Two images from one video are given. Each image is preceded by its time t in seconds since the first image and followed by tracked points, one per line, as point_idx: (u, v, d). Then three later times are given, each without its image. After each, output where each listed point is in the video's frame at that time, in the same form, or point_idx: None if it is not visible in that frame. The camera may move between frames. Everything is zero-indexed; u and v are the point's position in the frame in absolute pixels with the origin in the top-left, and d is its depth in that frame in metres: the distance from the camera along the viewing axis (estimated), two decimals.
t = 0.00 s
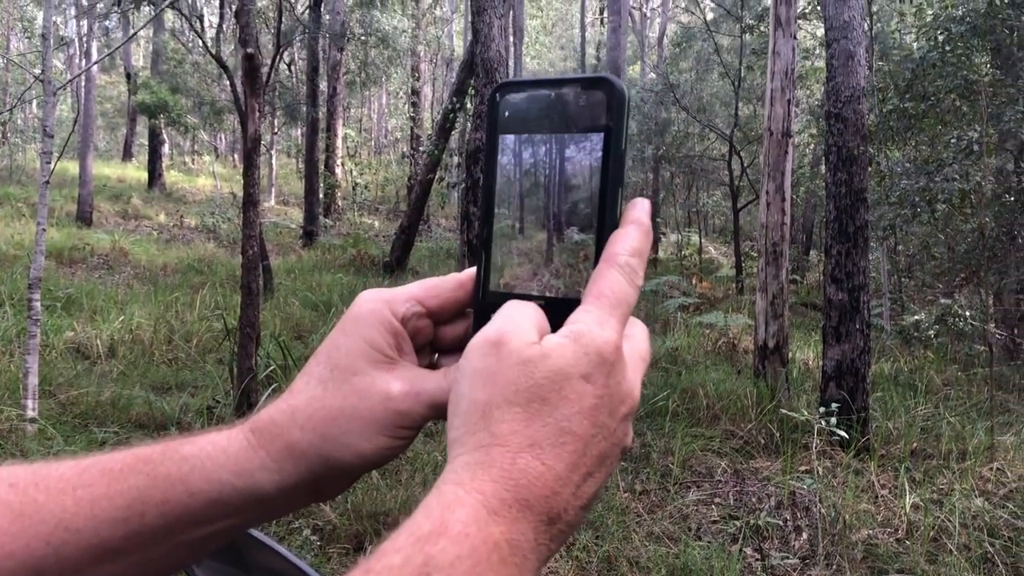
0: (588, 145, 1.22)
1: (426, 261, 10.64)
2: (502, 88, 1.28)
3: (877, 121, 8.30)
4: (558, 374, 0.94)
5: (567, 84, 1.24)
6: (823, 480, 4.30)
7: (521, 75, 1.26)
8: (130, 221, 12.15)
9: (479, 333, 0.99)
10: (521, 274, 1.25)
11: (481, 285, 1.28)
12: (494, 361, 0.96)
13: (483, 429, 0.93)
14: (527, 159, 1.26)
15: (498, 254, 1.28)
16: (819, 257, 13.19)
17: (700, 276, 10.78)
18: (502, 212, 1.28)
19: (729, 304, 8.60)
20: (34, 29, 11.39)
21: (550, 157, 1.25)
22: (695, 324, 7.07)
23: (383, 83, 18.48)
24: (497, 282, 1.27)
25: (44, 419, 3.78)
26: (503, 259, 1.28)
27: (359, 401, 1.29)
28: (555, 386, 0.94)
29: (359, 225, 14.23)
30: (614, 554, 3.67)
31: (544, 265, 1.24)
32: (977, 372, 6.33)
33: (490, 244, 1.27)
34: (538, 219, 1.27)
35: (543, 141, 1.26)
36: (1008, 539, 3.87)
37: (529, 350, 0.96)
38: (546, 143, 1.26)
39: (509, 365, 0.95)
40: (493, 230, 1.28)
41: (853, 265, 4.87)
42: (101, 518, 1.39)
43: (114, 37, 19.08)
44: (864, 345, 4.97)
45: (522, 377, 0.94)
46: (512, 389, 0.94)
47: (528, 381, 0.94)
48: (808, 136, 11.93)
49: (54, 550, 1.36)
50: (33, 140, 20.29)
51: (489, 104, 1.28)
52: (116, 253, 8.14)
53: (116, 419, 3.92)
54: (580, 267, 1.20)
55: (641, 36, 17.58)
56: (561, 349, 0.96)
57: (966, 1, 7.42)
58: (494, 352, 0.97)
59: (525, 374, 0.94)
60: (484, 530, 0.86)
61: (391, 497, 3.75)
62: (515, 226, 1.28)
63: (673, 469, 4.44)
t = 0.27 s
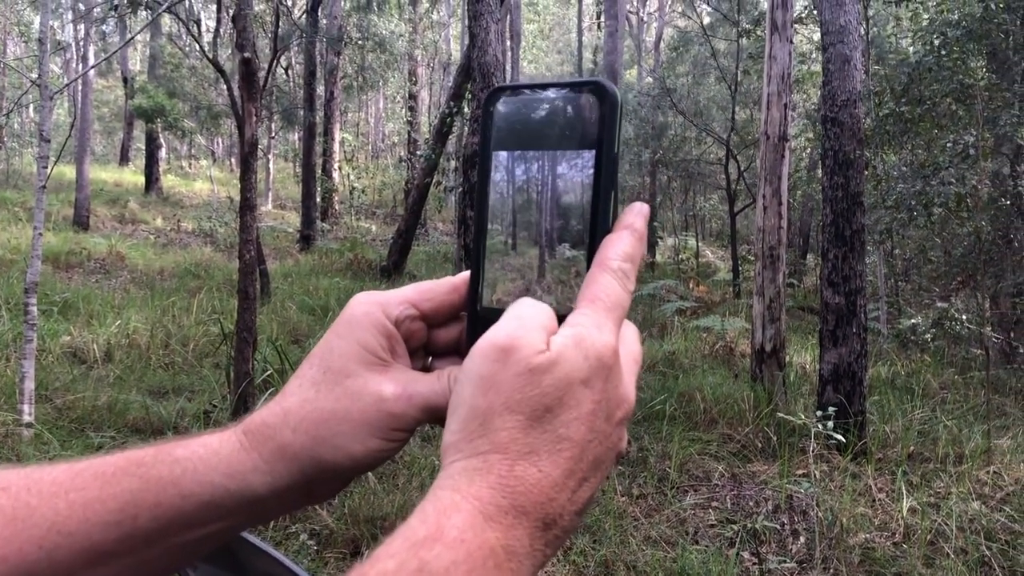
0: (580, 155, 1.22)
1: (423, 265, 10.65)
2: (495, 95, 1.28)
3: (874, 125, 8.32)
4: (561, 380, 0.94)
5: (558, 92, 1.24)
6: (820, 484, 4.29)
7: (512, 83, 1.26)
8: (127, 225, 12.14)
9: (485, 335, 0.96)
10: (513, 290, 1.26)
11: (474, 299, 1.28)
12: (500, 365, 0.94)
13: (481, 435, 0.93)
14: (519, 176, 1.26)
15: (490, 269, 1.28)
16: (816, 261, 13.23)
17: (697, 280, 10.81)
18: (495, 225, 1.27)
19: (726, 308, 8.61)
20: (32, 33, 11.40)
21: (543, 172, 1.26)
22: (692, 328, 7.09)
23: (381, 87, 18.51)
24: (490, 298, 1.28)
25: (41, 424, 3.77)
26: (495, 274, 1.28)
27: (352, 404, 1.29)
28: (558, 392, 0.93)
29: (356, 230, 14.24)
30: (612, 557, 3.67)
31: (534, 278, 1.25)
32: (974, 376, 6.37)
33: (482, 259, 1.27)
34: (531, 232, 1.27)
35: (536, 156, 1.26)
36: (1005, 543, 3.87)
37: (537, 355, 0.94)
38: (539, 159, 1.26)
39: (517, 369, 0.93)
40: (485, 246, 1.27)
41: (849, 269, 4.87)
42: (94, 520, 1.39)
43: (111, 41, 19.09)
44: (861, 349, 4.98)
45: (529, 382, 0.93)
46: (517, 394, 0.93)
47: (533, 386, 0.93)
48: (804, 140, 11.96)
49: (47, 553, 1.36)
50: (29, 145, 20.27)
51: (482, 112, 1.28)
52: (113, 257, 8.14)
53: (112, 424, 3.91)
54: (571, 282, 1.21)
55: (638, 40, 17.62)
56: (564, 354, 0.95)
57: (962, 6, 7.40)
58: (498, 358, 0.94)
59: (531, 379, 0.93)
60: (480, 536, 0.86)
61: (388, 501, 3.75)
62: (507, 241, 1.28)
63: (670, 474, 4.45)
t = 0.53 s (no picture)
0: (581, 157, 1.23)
1: (422, 267, 10.65)
2: (498, 100, 1.31)
3: (872, 127, 8.34)
4: (567, 387, 0.94)
5: (559, 95, 1.25)
6: (819, 486, 4.29)
7: (514, 86, 1.29)
8: (126, 228, 12.15)
9: (490, 341, 0.95)
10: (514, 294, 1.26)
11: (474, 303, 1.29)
12: (506, 372, 0.93)
13: (487, 441, 0.93)
14: (521, 179, 1.29)
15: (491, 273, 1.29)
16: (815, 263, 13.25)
17: (696, 282, 10.83)
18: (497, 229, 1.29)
19: (725, 310, 8.62)
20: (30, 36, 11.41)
21: (545, 175, 1.27)
22: (692, 330, 7.10)
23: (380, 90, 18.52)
24: (491, 302, 1.28)
25: (40, 427, 3.77)
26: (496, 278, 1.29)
27: (353, 407, 1.29)
28: (564, 398, 0.94)
29: (355, 232, 14.25)
30: (611, 559, 3.66)
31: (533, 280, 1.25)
32: (973, 377, 6.38)
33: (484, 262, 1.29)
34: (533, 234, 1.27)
35: (538, 159, 1.28)
36: (1004, 544, 3.87)
37: (543, 363, 0.93)
38: (540, 162, 1.27)
39: (523, 378, 0.92)
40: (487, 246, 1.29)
41: (848, 271, 4.88)
42: (94, 524, 1.39)
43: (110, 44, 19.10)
44: (860, 351, 4.98)
45: (535, 389, 0.92)
46: (524, 401, 0.92)
47: (539, 393, 0.92)
48: (803, 142, 11.97)
49: (47, 556, 1.36)
50: (28, 148, 20.27)
51: (484, 116, 1.31)
52: (112, 260, 8.15)
53: (112, 426, 3.91)
54: (572, 284, 1.19)
55: (637, 43, 17.64)
56: (571, 360, 0.95)
57: (959, 9, 7.50)
58: (505, 362, 0.94)
59: (538, 387, 0.92)
60: (485, 541, 0.86)
61: (388, 503, 3.75)
62: (509, 245, 1.29)
63: (669, 475, 4.45)
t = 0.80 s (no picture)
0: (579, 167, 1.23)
1: (423, 267, 10.65)
2: (498, 110, 1.32)
3: (872, 127, 8.33)
4: (571, 392, 0.95)
5: (559, 108, 1.26)
6: (819, 486, 4.29)
7: (516, 98, 1.30)
8: (126, 228, 12.15)
9: (493, 352, 0.99)
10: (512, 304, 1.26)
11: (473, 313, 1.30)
12: (509, 380, 0.95)
13: (495, 447, 0.93)
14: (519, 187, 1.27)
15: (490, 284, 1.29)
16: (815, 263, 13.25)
17: (696, 282, 10.83)
18: (494, 237, 1.28)
19: (725, 310, 8.62)
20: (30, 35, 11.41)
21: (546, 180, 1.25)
22: (692, 330, 7.10)
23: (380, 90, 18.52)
24: (487, 310, 1.29)
25: (40, 427, 3.76)
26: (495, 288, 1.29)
27: (347, 411, 1.28)
28: (570, 403, 0.94)
29: (355, 232, 14.25)
30: (612, 560, 3.65)
31: (531, 288, 1.25)
32: (974, 377, 6.38)
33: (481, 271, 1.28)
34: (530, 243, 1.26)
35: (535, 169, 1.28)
36: (1005, 544, 3.86)
37: (545, 368, 0.95)
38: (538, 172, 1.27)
39: (527, 383, 0.94)
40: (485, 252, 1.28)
41: (848, 271, 4.87)
42: (89, 529, 1.39)
43: (110, 44, 19.10)
44: (860, 350, 4.97)
45: (540, 394, 0.94)
46: (529, 406, 0.93)
47: (544, 397, 0.94)
48: (804, 142, 11.97)
49: (44, 562, 1.36)
50: (28, 148, 20.27)
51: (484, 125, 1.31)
52: (112, 260, 8.15)
53: (112, 426, 3.91)
54: (567, 295, 1.22)
55: (636, 43, 17.64)
56: (574, 367, 0.96)
57: (960, 8, 7.50)
58: (508, 370, 0.96)
59: (541, 392, 0.94)
60: (499, 549, 0.85)
61: (388, 503, 3.74)
62: (507, 254, 1.28)
63: (670, 475, 4.44)
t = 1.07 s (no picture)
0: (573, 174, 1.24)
1: (424, 266, 10.65)
2: (497, 119, 1.34)
3: (873, 125, 8.32)
4: (563, 395, 0.96)
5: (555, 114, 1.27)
6: (820, 484, 4.29)
7: (515, 107, 1.32)
8: (127, 226, 12.15)
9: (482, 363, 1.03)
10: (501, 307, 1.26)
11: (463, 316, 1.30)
12: (498, 388, 0.98)
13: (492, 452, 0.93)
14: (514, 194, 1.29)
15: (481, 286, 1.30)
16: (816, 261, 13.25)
17: (697, 280, 10.84)
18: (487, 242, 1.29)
19: (726, 308, 8.62)
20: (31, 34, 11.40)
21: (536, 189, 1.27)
22: (693, 328, 7.11)
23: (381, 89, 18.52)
24: (479, 315, 1.28)
25: (41, 426, 3.76)
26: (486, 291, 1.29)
27: (339, 414, 1.29)
28: (564, 405, 0.95)
29: (355, 231, 14.25)
30: (612, 558, 3.65)
31: (522, 293, 1.25)
32: (974, 376, 6.39)
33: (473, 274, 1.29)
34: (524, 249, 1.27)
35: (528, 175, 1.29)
36: (1006, 542, 3.86)
37: (531, 374, 0.98)
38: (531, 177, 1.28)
39: (516, 388, 0.97)
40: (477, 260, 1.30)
41: (849, 269, 4.87)
42: (81, 533, 1.39)
43: (111, 43, 19.11)
44: (861, 349, 4.96)
45: (530, 398, 0.96)
46: (520, 411, 0.95)
47: (534, 402, 0.95)
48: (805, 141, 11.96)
49: (35, 565, 1.36)
50: (29, 148, 20.27)
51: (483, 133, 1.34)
52: (113, 258, 8.16)
53: (113, 425, 3.91)
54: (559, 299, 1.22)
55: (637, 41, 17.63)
56: (565, 371, 0.98)
57: (961, 6, 7.50)
58: (492, 379, 1.00)
59: (531, 394, 0.96)
60: (503, 552, 0.85)
61: (388, 501, 3.74)
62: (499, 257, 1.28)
63: (670, 474, 4.44)
